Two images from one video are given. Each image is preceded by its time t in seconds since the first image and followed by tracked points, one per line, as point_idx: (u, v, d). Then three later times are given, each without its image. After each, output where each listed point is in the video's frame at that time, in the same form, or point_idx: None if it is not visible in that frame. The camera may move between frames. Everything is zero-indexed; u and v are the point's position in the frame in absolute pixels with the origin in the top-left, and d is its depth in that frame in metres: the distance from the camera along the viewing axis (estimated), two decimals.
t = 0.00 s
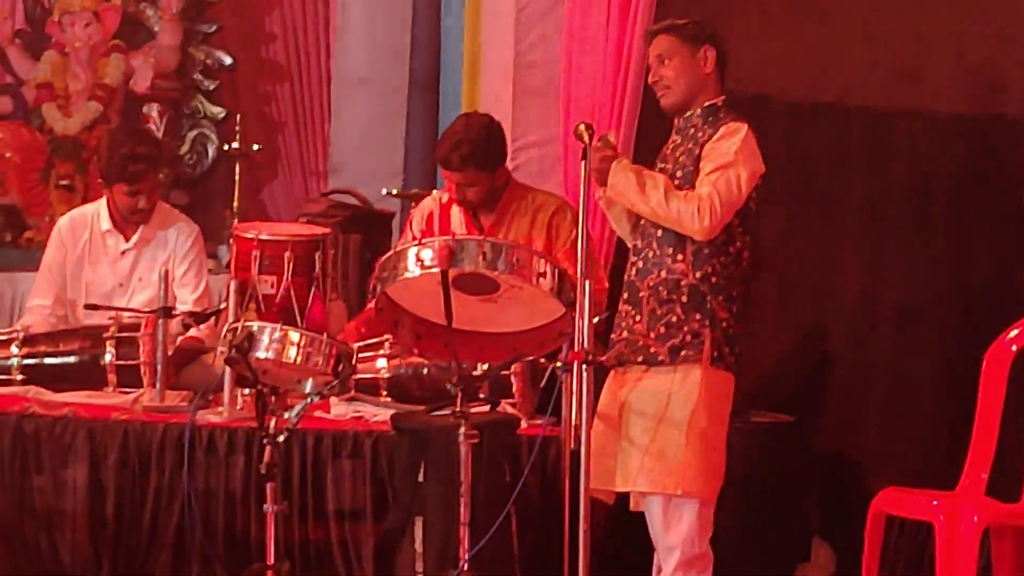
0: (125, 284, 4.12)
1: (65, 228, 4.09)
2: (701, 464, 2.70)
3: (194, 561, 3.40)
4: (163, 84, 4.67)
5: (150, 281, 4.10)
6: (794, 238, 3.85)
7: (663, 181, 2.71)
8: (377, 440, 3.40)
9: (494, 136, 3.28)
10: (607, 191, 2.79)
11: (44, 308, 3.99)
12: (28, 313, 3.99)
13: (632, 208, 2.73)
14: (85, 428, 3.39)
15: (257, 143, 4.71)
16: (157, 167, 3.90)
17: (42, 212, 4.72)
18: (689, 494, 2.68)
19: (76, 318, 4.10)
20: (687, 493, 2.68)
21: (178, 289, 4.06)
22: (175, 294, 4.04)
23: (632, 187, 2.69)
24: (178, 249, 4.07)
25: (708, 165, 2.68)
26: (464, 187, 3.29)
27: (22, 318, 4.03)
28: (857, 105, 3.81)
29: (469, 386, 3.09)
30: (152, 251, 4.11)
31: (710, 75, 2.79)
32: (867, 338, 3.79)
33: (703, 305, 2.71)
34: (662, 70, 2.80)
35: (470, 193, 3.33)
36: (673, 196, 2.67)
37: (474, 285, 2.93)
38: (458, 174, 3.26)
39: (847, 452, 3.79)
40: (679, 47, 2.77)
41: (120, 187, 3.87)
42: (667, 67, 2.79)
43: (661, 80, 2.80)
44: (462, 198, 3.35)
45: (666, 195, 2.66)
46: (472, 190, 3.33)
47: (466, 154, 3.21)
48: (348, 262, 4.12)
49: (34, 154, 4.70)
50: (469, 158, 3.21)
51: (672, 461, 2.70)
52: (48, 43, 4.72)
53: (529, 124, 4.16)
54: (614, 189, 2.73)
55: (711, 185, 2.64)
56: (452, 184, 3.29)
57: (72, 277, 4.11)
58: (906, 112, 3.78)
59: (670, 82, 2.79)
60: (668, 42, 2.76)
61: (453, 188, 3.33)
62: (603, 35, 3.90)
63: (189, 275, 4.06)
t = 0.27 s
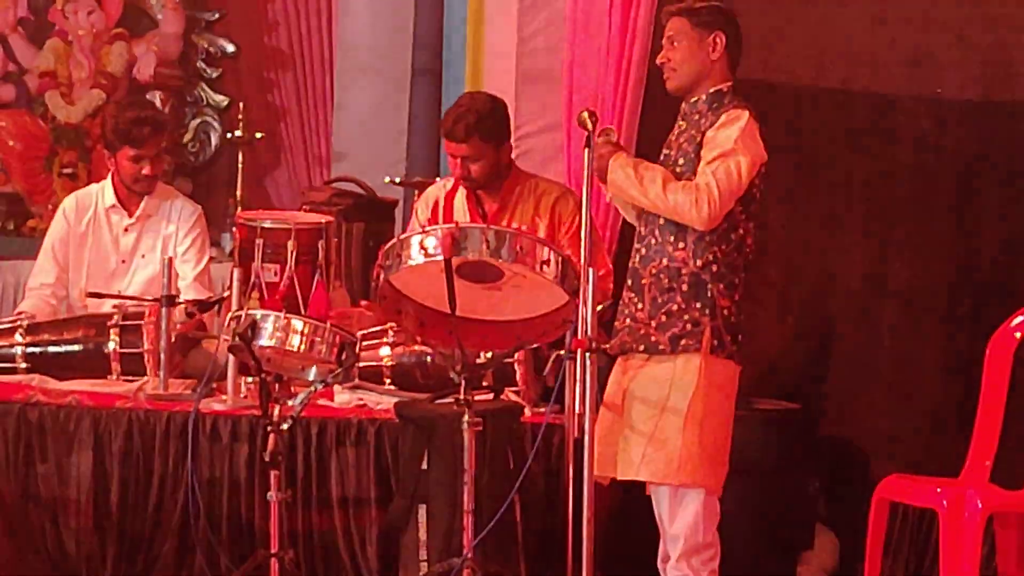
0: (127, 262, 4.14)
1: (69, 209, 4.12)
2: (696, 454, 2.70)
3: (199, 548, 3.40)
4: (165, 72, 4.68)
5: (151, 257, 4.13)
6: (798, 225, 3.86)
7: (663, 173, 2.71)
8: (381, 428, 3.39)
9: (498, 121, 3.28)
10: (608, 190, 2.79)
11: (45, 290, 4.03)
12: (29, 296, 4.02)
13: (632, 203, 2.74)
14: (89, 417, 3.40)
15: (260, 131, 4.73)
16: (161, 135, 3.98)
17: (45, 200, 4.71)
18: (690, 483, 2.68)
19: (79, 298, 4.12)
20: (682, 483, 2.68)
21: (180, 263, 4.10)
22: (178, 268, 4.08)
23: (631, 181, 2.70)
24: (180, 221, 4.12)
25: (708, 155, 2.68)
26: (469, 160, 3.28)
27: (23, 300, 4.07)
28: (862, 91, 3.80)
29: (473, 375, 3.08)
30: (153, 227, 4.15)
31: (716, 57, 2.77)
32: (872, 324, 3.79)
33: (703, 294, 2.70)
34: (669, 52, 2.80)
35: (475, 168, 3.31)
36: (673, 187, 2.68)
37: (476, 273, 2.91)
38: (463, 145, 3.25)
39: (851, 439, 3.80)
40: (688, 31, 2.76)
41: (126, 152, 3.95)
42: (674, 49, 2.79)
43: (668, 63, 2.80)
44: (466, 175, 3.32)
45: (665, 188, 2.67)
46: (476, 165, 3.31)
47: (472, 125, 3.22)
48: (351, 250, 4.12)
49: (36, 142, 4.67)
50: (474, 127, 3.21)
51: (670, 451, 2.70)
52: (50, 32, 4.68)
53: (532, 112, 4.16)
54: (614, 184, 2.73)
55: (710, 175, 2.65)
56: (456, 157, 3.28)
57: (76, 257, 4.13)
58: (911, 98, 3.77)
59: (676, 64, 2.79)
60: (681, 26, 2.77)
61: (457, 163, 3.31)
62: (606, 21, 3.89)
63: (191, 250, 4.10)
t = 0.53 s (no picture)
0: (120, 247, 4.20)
1: (62, 199, 4.19)
2: (682, 450, 2.68)
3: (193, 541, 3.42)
4: (158, 66, 4.67)
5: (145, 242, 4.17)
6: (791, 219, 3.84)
7: (656, 166, 2.70)
8: (376, 423, 3.38)
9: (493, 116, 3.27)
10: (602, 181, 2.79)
11: (37, 279, 4.02)
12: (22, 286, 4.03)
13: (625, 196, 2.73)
14: (83, 412, 3.39)
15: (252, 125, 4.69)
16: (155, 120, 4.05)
17: (38, 194, 4.70)
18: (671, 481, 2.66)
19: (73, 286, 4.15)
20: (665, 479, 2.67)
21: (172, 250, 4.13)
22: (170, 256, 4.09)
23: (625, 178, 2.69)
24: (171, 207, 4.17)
25: (700, 151, 2.67)
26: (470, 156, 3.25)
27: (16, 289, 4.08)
28: (857, 84, 3.79)
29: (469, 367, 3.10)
30: (145, 212, 4.20)
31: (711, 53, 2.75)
32: (867, 318, 3.80)
33: (691, 290, 2.69)
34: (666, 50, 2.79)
35: (476, 163, 3.28)
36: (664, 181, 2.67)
37: (471, 267, 2.91)
38: (462, 142, 3.22)
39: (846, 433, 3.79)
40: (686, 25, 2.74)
41: (122, 135, 4.00)
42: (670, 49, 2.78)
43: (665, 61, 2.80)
44: (467, 170, 3.30)
45: (656, 182, 2.65)
46: (476, 160, 3.28)
47: (470, 122, 3.18)
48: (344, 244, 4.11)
49: (29, 136, 4.68)
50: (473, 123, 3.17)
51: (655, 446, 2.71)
52: (42, 25, 4.69)
53: (527, 104, 4.17)
54: (607, 177, 2.73)
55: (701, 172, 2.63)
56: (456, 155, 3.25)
57: (70, 245, 4.18)
58: (906, 91, 3.77)
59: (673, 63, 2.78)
60: (675, 20, 2.74)
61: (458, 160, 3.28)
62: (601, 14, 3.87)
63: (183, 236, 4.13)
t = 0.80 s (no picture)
0: (108, 246, 4.17)
1: (50, 201, 4.20)
2: (663, 458, 2.61)
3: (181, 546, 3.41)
4: (145, 71, 4.62)
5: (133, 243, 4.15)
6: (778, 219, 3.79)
7: (637, 168, 2.62)
8: (363, 427, 3.37)
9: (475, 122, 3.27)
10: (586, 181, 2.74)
11: (24, 281, 4.03)
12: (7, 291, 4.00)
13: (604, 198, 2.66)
14: (70, 417, 3.39)
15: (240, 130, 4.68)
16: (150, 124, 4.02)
17: (26, 199, 4.70)
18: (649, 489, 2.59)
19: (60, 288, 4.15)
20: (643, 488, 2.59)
21: (159, 256, 4.10)
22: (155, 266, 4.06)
23: (603, 181, 2.61)
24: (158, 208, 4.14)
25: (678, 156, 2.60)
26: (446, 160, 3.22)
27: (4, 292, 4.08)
28: (840, 86, 3.77)
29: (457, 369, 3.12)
30: (132, 211, 4.18)
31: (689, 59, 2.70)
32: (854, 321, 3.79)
33: (673, 296, 2.64)
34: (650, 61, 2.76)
35: (451, 169, 3.26)
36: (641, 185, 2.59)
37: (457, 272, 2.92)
38: (439, 145, 3.20)
39: (834, 437, 3.79)
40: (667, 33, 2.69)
41: (117, 141, 3.94)
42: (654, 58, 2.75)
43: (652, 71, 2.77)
44: (442, 174, 3.28)
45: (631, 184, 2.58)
46: (452, 165, 3.26)
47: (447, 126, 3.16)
48: (332, 249, 4.09)
49: (17, 142, 4.69)
50: (448, 129, 3.15)
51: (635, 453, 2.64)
52: (29, 31, 4.71)
53: (515, 110, 4.16)
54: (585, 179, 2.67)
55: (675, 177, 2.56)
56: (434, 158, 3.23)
57: (58, 244, 4.18)
58: (892, 94, 3.78)
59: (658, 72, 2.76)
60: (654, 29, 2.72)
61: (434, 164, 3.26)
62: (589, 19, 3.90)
63: (170, 241, 4.10)
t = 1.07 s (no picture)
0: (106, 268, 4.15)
1: (49, 223, 4.16)
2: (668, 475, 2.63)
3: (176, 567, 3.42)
4: (138, 92, 4.65)
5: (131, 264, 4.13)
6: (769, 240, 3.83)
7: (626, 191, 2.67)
8: (358, 446, 3.37)
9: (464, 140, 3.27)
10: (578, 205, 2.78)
11: (22, 300, 4.02)
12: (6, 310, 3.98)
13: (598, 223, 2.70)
14: (65, 440, 3.38)
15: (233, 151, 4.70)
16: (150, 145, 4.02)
17: (19, 221, 4.69)
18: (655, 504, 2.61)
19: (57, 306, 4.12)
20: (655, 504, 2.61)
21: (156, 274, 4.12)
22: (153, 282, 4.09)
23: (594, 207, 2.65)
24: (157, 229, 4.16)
25: (668, 177, 2.61)
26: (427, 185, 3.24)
27: (0, 314, 4.06)
28: (831, 105, 3.80)
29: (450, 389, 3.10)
30: (130, 232, 4.17)
31: (685, 77, 2.72)
32: (847, 339, 3.80)
33: (675, 316, 2.65)
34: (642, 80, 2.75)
35: (433, 194, 3.27)
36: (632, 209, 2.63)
37: (451, 292, 2.93)
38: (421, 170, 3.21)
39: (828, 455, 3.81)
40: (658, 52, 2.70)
41: (117, 162, 3.95)
42: (646, 77, 2.75)
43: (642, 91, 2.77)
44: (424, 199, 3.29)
45: (623, 210, 2.62)
46: (434, 189, 3.27)
47: (430, 150, 3.18)
48: (326, 269, 4.10)
49: (11, 163, 4.68)
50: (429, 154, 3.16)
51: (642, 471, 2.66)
52: (22, 53, 4.69)
53: (508, 130, 4.19)
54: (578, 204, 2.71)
55: (666, 198, 2.58)
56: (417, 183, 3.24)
57: (56, 266, 4.15)
58: (883, 112, 3.79)
59: (648, 89, 2.76)
60: (643, 47, 2.72)
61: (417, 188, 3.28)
62: (581, 40, 3.91)
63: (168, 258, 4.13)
